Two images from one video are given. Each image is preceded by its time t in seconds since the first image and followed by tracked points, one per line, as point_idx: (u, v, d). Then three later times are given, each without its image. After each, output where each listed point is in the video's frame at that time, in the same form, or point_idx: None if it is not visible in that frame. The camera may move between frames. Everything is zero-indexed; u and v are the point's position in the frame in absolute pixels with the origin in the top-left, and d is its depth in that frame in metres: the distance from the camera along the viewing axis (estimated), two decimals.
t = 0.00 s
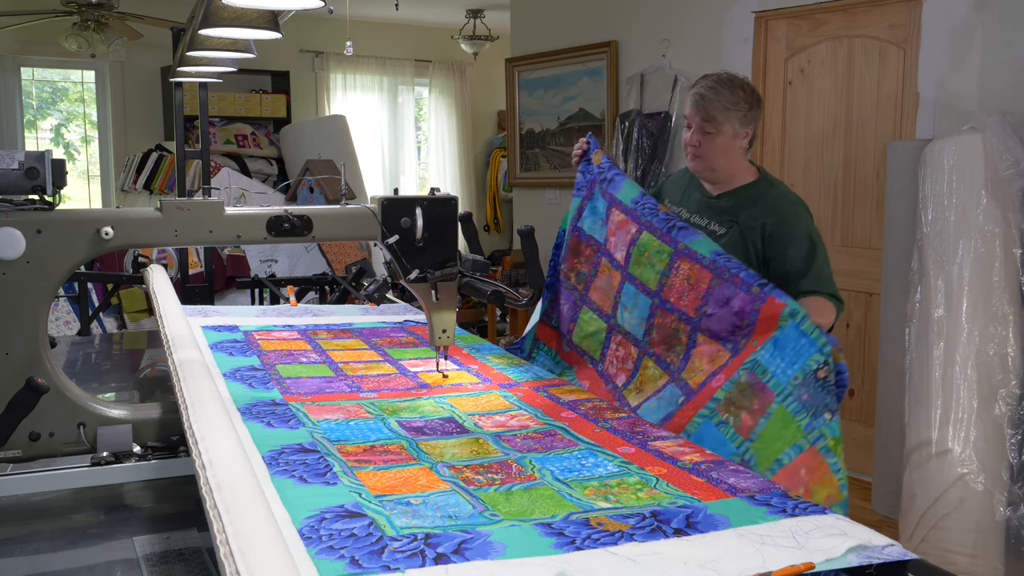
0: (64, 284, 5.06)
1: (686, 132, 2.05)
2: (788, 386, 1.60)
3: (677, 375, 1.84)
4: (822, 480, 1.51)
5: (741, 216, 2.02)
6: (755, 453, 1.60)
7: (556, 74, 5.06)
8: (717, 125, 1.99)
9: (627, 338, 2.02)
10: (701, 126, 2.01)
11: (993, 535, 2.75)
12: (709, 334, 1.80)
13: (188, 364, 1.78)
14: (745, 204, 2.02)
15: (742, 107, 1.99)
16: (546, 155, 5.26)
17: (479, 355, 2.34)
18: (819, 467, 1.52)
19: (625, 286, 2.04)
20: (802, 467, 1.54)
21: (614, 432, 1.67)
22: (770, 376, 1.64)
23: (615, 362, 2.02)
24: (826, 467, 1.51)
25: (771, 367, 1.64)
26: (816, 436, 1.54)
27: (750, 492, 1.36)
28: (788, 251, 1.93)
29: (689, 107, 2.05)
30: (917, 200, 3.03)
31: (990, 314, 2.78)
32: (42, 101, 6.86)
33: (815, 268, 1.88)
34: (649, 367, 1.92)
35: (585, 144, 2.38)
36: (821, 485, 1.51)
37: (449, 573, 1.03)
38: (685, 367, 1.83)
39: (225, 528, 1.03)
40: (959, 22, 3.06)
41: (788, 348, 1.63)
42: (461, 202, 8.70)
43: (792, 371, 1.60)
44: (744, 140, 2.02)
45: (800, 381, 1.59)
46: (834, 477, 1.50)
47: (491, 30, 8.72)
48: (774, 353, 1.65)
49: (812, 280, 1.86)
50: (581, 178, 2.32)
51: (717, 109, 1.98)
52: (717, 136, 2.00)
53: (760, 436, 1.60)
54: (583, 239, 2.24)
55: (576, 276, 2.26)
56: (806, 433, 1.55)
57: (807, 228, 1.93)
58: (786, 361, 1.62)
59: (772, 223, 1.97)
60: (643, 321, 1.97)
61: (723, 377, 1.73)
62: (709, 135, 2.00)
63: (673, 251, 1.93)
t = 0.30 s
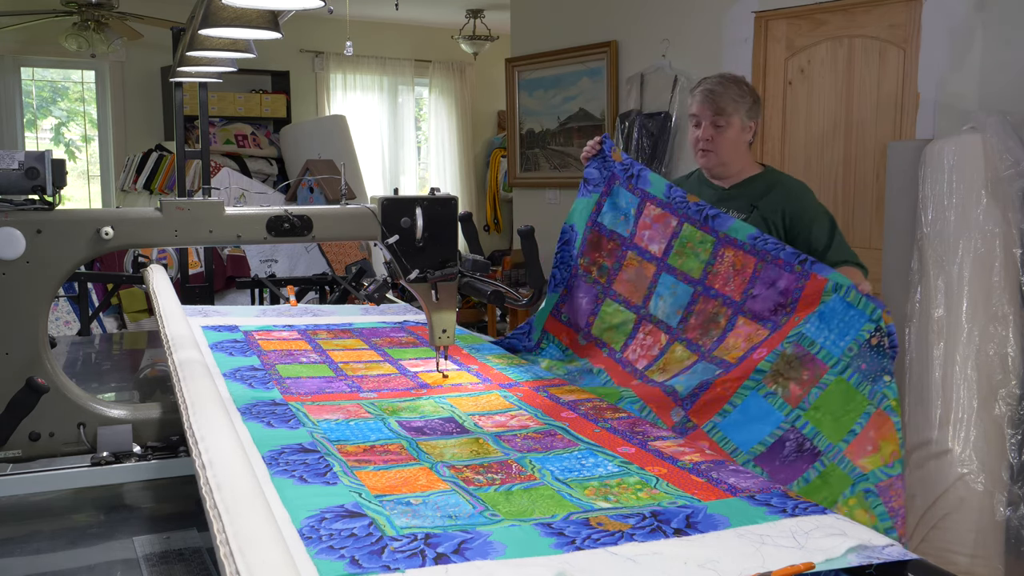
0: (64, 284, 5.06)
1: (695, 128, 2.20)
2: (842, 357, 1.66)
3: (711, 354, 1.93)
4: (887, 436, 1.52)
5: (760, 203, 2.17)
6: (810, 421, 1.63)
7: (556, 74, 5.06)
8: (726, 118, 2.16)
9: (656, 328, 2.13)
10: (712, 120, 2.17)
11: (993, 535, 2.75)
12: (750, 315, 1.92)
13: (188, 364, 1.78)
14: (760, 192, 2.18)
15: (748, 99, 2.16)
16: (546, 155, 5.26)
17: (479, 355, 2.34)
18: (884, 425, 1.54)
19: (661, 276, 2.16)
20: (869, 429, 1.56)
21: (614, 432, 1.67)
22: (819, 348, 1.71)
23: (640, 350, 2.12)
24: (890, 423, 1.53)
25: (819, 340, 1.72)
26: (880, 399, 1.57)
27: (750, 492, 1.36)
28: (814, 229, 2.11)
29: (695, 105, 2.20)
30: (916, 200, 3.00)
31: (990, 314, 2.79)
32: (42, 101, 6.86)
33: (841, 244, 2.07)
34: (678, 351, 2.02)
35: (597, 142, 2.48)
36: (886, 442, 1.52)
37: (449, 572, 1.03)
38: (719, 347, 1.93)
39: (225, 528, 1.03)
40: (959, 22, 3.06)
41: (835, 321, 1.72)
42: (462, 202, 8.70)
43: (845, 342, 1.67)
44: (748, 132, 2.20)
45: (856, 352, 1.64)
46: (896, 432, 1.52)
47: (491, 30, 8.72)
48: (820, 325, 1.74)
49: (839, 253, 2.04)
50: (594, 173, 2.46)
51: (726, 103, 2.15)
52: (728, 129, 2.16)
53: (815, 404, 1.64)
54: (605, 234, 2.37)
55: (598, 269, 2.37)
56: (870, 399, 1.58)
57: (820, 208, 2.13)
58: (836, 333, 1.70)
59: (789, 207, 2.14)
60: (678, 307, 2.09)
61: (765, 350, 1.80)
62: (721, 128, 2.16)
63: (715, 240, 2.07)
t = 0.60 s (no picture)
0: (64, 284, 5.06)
1: (699, 125, 2.21)
2: (858, 350, 1.66)
3: (721, 341, 1.96)
4: (909, 424, 1.51)
5: (769, 192, 2.16)
6: (827, 410, 1.66)
7: (556, 74, 5.06)
8: (729, 110, 2.17)
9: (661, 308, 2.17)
10: (716, 114, 2.17)
11: (993, 535, 2.75)
12: (760, 303, 1.91)
13: (188, 364, 1.78)
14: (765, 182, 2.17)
15: (746, 95, 2.20)
16: (547, 155, 5.26)
17: (479, 355, 2.34)
18: (906, 413, 1.53)
19: (672, 258, 2.17)
20: (891, 419, 1.54)
21: (614, 432, 1.67)
22: (835, 342, 1.71)
23: (644, 328, 2.18)
24: (912, 411, 1.52)
25: (835, 335, 1.71)
26: (900, 390, 1.55)
27: (750, 492, 1.36)
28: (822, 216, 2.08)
29: (696, 103, 2.22)
30: (916, 200, 3.00)
31: (990, 314, 2.79)
32: (42, 100, 6.86)
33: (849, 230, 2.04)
34: (686, 333, 2.06)
35: (606, 115, 2.48)
36: (910, 427, 1.51)
37: (449, 573, 1.03)
38: (728, 333, 1.96)
39: (225, 528, 1.03)
40: (959, 22, 3.07)
41: (850, 315, 1.70)
42: (462, 202, 8.70)
43: (860, 336, 1.66)
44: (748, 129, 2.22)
45: (871, 345, 1.64)
46: (922, 419, 1.50)
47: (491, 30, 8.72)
48: (835, 320, 1.73)
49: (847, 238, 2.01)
50: (602, 145, 2.47)
51: (728, 96, 2.17)
52: (731, 122, 2.17)
53: (831, 395, 1.67)
54: (615, 210, 2.40)
55: (608, 244, 2.41)
56: (891, 391, 1.57)
57: (825, 195, 2.11)
58: (851, 327, 1.69)
59: (795, 193, 2.12)
60: (687, 290, 2.11)
61: (784, 349, 1.82)
62: (725, 122, 2.17)
63: (726, 225, 2.04)
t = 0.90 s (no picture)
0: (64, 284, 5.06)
1: (711, 122, 2.22)
2: (849, 346, 1.67)
3: (701, 319, 1.96)
4: (904, 427, 1.55)
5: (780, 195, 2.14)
6: (816, 405, 1.67)
7: (556, 74, 5.06)
8: (740, 105, 2.19)
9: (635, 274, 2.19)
10: (728, 109, 2.19)
11: (993, 535, 2.75)
12: (746, 285, 1.89)
13: (187, 364, 1.78)
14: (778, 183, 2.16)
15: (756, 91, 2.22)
16: (546, 155, 5.26)
17: (479, 355, 2.34)
18: (900, 416, 1.56)
19: (656, 228, 2.15)
20: (885, 422, 1.57)
21: (614, 432, 1.67)
22: (827, 337, 1.71)
23: (618, 294, 2.21)
24: (906, 413, 1.55)
25: (826, 329, 1.72)
26: (892, 390, 1.58)
27: (750, 492, 1.36)
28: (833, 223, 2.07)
29: (705, 100, 2.23)
30: (916, 199, 3.00)
31: (990, 314, 2.79)
32: (42, 100, 6.87)
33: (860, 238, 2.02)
34: (664, 306, 2.06)
35: (618, 82, 2.38)
36: (906, 432, 1.54)
37: (449, 572, 1.03)
38: (709, 311, 1.95)
39: (225, 528, 1.03)
40: (959, 22, 3.07)
41: (843, 312, 1.70)
42: (462, 202, 8.69)
43: (852, 332, 1.67)
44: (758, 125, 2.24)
45: (863, 341, 1.65)
46: (916, 420, 1.54)
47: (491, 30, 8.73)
48: (828, 316, 1.72)
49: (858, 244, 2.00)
50: (608, 112, 2.37)
51: (738, 91, 2.19)
52: (743, 116, 2.19)
53: (821, 389, 1.68)
54: (605, 173, 2.36)
55: (593, 207, 2.40)
56: (882, 390, 1.60)
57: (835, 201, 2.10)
58: (843, 323, 1.69)
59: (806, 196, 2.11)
60: (669, 262, 2.09)
61: (771, 336, 1.80)
62: (737, 116, 2.19)
63: (724, 207, 1.98)
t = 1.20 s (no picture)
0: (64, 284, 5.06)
1: (721, 118, 2.22)
2: (818, 357, 1.65)
3: (666, 302, 1.98)
4: (868, 447, 1.53)
5: (792, 197, 2.14)
6: (780, 410, 1.66)
7: (556, 74, 5.07)
8: (751, 101, 2.18)
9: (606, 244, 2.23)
10: (738, 106, 2.19)
11: (993, 535, 2.75)
12: (717, 276, 1.88)
13: (187, 364, 1.78)
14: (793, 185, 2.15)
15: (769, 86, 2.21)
16: (546, 155, 5.27)
17: (478, 355, 2.35)
18: (864, 436, 1.54)
19: (633, 205, 2.16)
20: (849, 437, 1.56)
21: (614, 432, 1.67)
22: (795, 344, 1.70)
23: (587, 262, 2.25)
24: (871, 434, 1.54)
25: (796, 336, 1.70)
26: (858, 408, 1.56)
27: (750, 492, 1.36)
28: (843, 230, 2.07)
29: (717, 97, 2.23)
30: (916, 199, 3.00)
31: (990, 314, 2.79)
32: (42, 100, 6.87)
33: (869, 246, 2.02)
34: (631, 280, 2.11)
35: (617, 65, 2.30)
36: (869, 451, 1.53)
37: (449, 573, 1.03)
38: (675, 294, 1.97)
39: (225, 528, 1.03)
40: (959, 22, 3.06)
41: (814, 323, 1.68)
42: (462, 202, 8.70)
43: (823, 343, 1.65)
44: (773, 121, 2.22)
45: (833, 355, 1.63)
46: (880, 443, 1.52)
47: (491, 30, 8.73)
48: (798, 323, 1.71)
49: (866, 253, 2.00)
50: (603, 94, 2.32)
51: (749, 87, 2.18)
52: (754, 113, 2.18)
53: (786, 395, 1.67)
54: (593, 150, 2.34)
55: (578, 180, 2.39)
56: (848, 406, 1.58)
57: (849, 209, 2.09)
58: (813, 334, 1.68)
59: (819, 201, 2.10)
60: (641, 240, 2.11)
61: (737, 333, 1.81)
62: (748, 112, 2.19)
63: (703, 197, 1.96)
